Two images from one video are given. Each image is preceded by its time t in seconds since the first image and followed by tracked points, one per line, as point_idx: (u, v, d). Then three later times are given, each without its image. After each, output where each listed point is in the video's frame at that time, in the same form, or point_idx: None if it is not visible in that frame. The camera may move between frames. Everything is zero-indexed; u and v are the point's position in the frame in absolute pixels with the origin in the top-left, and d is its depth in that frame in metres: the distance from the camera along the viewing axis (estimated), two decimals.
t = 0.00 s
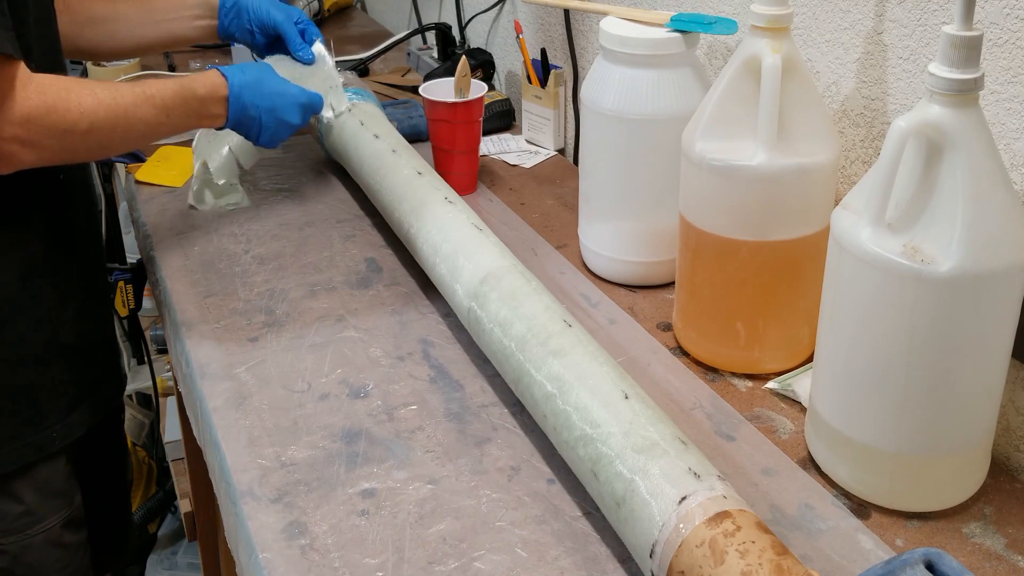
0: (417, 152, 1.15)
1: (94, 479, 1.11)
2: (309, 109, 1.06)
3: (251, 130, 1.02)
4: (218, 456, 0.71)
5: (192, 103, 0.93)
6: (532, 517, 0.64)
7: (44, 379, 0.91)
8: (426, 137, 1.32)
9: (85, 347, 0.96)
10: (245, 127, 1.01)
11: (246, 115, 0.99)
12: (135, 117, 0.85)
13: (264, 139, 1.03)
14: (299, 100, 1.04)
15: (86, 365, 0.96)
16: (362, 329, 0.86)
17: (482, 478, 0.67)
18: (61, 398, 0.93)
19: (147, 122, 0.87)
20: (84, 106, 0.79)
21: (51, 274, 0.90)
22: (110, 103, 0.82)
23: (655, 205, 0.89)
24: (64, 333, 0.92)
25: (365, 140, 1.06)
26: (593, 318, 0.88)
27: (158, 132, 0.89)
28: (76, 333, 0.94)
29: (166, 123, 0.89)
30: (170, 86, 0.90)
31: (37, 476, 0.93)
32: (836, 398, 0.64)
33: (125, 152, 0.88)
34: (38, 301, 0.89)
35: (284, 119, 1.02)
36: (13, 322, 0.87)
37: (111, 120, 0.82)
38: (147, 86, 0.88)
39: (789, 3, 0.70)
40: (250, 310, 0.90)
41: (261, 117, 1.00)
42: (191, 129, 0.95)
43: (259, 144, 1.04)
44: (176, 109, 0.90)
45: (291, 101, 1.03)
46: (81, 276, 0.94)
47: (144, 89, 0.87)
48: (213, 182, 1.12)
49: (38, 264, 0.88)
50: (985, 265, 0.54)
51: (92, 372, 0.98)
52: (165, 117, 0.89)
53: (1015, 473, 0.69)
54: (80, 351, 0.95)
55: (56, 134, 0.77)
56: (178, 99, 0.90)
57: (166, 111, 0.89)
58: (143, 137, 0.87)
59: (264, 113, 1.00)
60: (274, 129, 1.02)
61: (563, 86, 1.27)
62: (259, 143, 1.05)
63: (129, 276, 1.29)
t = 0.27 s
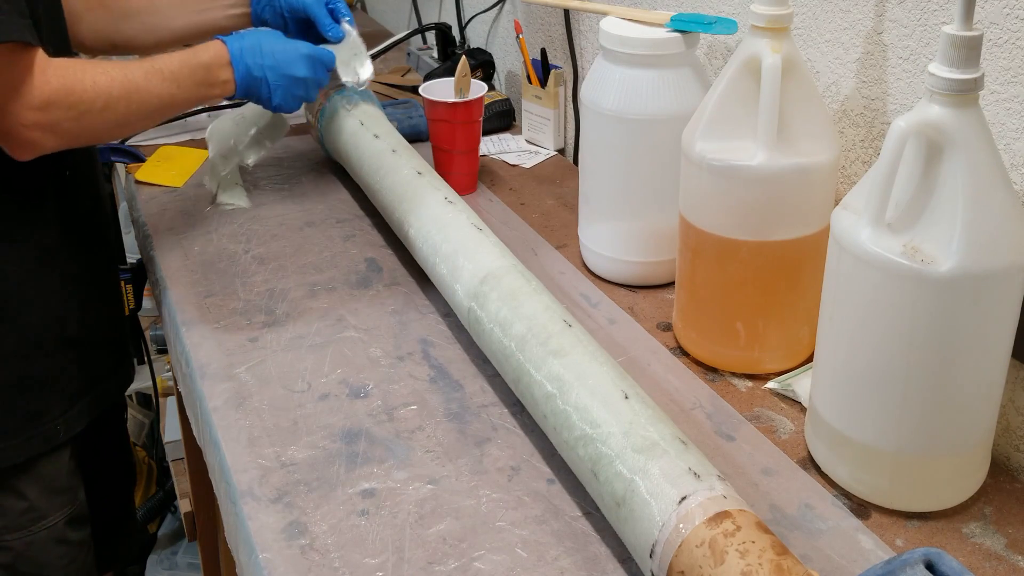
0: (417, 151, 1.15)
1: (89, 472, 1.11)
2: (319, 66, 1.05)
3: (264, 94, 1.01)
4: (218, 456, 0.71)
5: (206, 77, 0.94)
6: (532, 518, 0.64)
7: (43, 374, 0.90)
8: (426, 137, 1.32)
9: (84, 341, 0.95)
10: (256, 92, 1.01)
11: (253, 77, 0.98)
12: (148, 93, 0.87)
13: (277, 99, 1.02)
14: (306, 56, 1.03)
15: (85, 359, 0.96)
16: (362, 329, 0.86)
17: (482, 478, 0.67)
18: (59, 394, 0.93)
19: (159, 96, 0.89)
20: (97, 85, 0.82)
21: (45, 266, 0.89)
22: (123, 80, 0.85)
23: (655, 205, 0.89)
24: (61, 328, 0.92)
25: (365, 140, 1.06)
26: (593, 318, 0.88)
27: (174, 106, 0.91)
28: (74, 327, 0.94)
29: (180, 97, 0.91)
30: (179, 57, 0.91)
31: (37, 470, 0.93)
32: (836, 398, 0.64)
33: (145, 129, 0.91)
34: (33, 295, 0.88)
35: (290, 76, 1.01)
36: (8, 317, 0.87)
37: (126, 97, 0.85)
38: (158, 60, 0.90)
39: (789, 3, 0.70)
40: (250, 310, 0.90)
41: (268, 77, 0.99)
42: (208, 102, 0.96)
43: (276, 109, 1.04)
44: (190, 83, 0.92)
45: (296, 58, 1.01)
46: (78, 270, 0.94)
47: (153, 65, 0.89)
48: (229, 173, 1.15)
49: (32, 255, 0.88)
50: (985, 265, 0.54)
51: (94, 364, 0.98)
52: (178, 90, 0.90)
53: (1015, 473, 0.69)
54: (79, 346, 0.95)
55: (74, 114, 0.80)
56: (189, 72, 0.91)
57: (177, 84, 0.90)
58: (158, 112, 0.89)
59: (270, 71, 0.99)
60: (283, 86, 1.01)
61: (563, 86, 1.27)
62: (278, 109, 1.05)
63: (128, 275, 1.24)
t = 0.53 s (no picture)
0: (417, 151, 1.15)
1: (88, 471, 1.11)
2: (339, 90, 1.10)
3: (279, 99, 1.07)
4: (218, 456, 0.71)
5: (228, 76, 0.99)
6: (532, 518, 0.64)
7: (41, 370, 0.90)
8: (426, 137, 1.32)
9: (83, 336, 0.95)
10: (274, 95, 1.07)
11: (273, 81, 1.05)
12: (173, 86, 0.92)
13: (292, 108, 1.08)
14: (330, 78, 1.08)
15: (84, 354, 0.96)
16: (362, 329, 0.86)
17: (482, 478, 0.67)
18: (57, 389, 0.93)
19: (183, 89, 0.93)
20: (127, 74, 0.86)
21: (43, 261, 0.89)
22: (149, 71, 0.89)
23: (655, 205, 0.89)
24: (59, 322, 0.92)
25: (366, 140, 1.06)
26: (593, 318, 0.88)
27: (196, 101, 0.96)
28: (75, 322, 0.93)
29: (203, 92, 0.96)
30: (204, 55, 0.97)
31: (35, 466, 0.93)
32: (836, 398, 0.64)
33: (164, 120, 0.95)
34: (30, 290, 0.88)
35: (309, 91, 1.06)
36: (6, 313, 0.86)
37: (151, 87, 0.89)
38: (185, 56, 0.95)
39: (789, 3, 0.70)
40: (250, 310, 0.90)
41: (287, 84, 1.06)
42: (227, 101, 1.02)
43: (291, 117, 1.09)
44: (213, 79, 0.97)
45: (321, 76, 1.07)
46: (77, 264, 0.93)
47: (179, 60, 0.94)
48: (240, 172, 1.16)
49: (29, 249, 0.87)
50: (985, 265, 0.54)
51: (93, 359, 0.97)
52: (201, 85, 0.95)
53: (1015, 473, 0.69)
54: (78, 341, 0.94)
55: (103, 100, 0.84)
56: (214, 69, 0.97)
57: (201, 80, 0.95)
58: (179, 105, 0.94)
59: (290, 80, 1.06)
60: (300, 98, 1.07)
61: (563, 86, 1.27)
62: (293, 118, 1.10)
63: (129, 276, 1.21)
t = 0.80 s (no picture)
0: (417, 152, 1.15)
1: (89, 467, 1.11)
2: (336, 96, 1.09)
3: (275, 101, 1.07)
4: (218, 456, 0.71)
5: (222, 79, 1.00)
6: (532, 518, 0.64)
7: (44, 367, 0.90)
8: (426, 137, 1.32)
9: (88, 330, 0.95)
10: (269, 99, 1.07)
11: (267, 83, 1.05)
12: (171, 87, 0.93)
13: (286, 110, 1.08)
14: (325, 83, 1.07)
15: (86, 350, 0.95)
16: (362, 329, 0.86)
17: (482, 478, 0.67)
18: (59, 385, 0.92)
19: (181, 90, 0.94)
20: (125, 73, 0.87)
21: (44, 257, 0.89)
22: (147, 71, 0.90)
23: (655, 205, 0.89)
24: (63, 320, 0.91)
25: (365, 140, 1.06)
26: (593, 318, 0.88)
27: (193, 104, 0.96)
28: (79, 319, 0.93)
29: (200, 94, 0.96)
30: (200, 58, 0.98)
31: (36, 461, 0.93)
32: (836, 398, 0.64)
33: (162, 123, 0.95)
34: (31, 286, 0.88)
35: (304, 94, 1.06)
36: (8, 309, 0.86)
37: (150, 88, 0.90)
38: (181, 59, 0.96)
39: (789, 3, 0.70)
40: (250, 310, 0.90)
41: (281, 86, 1.06)
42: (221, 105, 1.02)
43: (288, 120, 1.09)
44: (208, 81, 0.98)
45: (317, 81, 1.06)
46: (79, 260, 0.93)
47: (175, 62, 0.95)
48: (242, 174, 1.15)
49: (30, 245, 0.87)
50: (985, 265, 0.54)
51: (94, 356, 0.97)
52: (198, 87, 0.96)
53: (1015, 473, 0.69)
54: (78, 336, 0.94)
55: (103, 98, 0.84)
56: (209, 71, 0.98)
57: (198, 81, 0.96)
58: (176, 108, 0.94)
59: (284, 82, 1.06)
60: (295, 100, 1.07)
61: (563, 86, 1.27)
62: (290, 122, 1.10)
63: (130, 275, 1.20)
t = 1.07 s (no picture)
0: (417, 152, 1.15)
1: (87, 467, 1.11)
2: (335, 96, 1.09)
3: (272, 105, 1.07)
4: (218, 456, 0.71)
5: (219, 85, 1.00)
6: (532, 518, 0.64)
7: (44, 366, 0.90)
8: (426, 137, 1.32)
9: (86, 329, 0.95)
10: (266, 104, 1.07)
11: (264, 87, 1.05)
12: (166, 91, 0.92)
13: (285, 113, 1.07)
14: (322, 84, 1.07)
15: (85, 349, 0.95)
16: (362, 329, 0.86)
17: (482, 478, 0.67)
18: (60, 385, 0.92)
19: (177, 96, 0.93)
20: (120, 76, 0.86)
21: (44, 255, 0.89)
22: (142, 75, 0.89)
23: (655, 205, 0.89)
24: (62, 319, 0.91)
25: (365, 141, 1.06)
26: (593, 318, 0.88)
27: (190, 109, 0.96)
28: (77, 318, 0.93)
29: (196, 99, 0.96)
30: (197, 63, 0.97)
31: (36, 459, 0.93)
32: (836, 398, 0.64)
33: (159, 128, 0.94)
34: (31, 285, 0.88)
35: (302, 95, 1.05)
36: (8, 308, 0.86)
37: (145, 92, 0.89)
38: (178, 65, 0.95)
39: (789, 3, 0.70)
40: (250, 310, 0.90)
41: (278, 89, 1.05)
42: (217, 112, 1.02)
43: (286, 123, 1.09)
44: (205, 86, 0.97)
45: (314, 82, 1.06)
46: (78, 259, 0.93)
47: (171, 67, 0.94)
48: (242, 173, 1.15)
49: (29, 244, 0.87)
50: (984, 265, 0.54)
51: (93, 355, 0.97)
52: (195, 91, 0.95)
53: (1015, 473, 0.69)
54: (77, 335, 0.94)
55: (98, 102, 0.84)
56: (205, 76, 0.97)
57: (194, 86, 0.95)
58: (171, 113, 0.94)
59: (281, 84, 1.05)
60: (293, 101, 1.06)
61: (563, 86, 1.27)
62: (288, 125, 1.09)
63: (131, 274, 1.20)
